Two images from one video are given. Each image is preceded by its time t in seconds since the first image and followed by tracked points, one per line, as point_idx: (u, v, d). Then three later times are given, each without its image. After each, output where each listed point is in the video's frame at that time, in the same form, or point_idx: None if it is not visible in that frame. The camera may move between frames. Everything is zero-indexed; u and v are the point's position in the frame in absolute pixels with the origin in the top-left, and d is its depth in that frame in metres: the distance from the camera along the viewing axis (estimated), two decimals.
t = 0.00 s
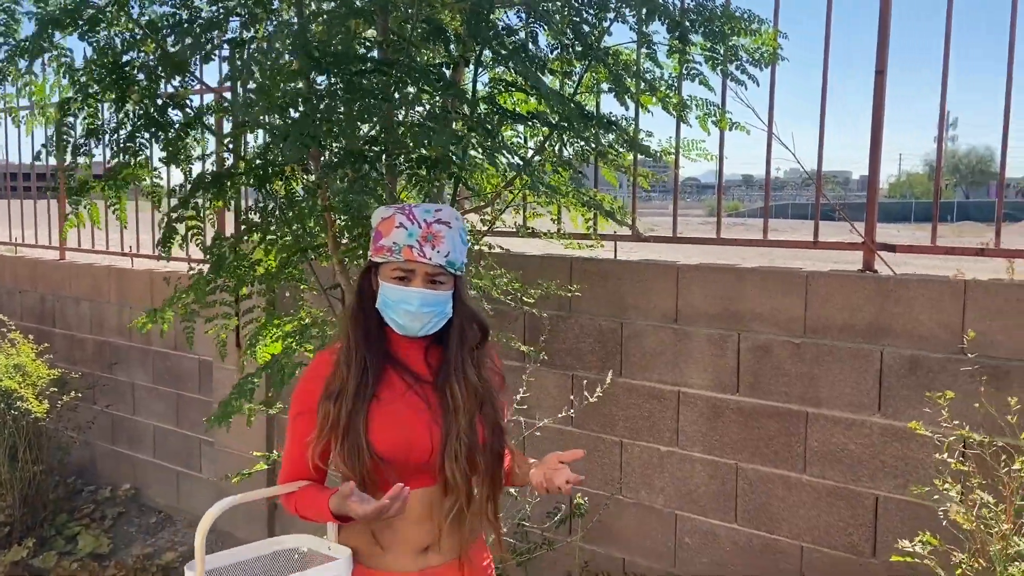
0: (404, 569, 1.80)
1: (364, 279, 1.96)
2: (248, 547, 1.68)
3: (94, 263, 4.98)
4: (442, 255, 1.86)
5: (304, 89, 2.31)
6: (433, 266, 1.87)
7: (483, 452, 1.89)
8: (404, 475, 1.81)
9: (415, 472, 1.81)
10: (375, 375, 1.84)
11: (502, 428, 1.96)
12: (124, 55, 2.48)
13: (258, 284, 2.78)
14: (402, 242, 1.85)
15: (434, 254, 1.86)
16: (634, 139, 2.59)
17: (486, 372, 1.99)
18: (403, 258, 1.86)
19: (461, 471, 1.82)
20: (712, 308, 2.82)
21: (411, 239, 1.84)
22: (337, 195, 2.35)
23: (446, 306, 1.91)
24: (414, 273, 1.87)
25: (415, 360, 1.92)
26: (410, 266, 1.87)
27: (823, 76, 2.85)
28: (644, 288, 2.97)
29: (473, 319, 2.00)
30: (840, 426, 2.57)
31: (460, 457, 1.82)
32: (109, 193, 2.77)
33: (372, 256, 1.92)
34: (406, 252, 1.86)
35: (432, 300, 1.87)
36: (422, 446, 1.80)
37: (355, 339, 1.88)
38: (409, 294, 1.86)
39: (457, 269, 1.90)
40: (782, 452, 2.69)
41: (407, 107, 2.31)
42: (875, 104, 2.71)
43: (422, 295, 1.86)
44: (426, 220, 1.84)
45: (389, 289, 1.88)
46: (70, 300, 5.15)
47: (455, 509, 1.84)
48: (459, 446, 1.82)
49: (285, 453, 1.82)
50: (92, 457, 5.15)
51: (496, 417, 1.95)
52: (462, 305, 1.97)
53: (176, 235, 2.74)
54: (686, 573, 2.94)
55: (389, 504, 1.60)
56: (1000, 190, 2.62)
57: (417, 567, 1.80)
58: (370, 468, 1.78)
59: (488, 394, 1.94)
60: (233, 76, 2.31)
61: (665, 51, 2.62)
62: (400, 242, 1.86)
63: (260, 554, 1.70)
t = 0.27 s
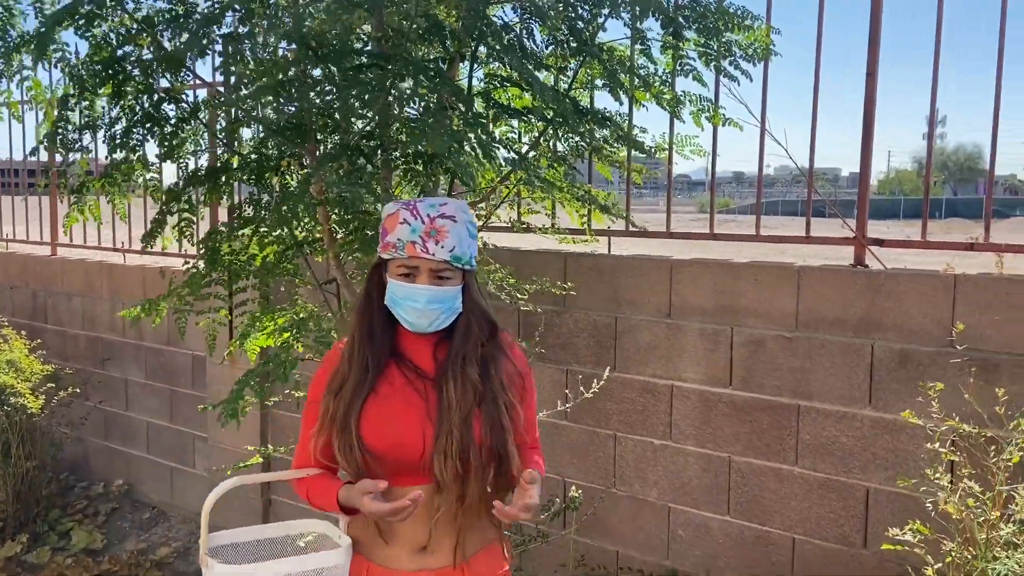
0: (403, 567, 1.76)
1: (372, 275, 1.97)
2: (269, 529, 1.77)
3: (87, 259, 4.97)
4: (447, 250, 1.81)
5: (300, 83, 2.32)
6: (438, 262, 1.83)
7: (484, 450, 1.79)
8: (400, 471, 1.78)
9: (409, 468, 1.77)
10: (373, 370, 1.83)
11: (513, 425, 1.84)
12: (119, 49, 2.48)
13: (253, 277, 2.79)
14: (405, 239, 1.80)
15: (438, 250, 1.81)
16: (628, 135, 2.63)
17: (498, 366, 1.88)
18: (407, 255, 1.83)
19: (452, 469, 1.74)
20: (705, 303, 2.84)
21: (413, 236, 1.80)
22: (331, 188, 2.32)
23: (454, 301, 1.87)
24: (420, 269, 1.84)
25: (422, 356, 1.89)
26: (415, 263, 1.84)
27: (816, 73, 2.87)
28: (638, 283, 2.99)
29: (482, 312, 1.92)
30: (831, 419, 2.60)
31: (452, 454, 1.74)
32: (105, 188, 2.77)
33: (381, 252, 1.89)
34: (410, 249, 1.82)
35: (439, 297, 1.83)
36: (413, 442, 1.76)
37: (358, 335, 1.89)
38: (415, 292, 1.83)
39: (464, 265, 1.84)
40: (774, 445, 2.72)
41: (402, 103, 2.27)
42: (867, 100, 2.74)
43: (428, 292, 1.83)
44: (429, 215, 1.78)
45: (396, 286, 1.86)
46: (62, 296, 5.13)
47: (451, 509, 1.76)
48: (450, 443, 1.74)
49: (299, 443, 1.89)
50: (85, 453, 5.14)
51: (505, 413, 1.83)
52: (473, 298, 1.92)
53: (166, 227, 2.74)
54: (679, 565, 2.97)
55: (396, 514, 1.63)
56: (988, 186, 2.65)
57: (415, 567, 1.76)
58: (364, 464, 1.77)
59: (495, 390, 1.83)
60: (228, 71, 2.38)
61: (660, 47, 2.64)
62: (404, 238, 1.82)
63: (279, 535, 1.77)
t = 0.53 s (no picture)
0: (415, 566, 1.71)
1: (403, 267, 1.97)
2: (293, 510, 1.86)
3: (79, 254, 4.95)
4: (472, 238, 1.79)
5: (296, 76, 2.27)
6: (462, 250, 1.82)
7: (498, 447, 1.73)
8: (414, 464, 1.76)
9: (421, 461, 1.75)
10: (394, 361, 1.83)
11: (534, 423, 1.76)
12: (116, 43, 2.48)
13: (249, 271, 2.79)
14: (430, 226, 1.80)
15: (463, 237, 1.79)
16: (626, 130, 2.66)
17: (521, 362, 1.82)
18: (432, 244, 1.82)
19: (458, 462, 1.70)
20: (700, 298, 2.86)
21: (438, 224, 1.80)
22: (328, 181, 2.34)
23: (479, 292, 1.84)
24: (444, 258, 1.83)
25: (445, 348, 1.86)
26: (439, 251, 1.83)
27: (811, 69, 2.88)
28: (634, 278, 3.00)
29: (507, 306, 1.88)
30: (825, 412, 2.62)
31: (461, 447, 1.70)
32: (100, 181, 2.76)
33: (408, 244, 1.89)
34: (434, 237, 1.81)
35: (463, 286, 1.81)
36: (424, 434, 1.75)
37: (384, 325, 1.89)
38: (440, 281, 1.82)
39: (489, 254, 1.82)
40: (768, 438, 2.74)
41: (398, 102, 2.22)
42: (861, 95, 2.76)
43: (452, 281, 1.81)
44: (454, 203, 1.78)
45: (422, 276, 1.85)
46: (55, 292, 5.11)
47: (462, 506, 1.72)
48: (458, 436, 1.71)
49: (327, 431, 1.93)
50: (78, 449, 5.13)
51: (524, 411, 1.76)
52: (500, 291, 1.89)
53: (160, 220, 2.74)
54: (674, 558, 2.99)
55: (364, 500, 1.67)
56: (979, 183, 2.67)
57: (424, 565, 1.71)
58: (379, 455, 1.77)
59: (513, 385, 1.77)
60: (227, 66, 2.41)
61: (656, 43, 2.65)
62: (429, 227, 1.81)
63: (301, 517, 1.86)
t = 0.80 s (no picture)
0: (423, 565, 1.70)
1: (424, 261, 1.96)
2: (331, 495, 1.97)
3: (70, 250, 4.92)
4: (493, 222, 1.76)
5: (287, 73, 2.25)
6: (485, 237, 1.77)
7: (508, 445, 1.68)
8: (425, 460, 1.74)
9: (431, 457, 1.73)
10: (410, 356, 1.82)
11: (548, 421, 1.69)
12: (110, 37, 2.47)
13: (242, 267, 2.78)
14: (450, 214, 1.77)
15: (485, 223, 1.76)
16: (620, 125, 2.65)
17: (538, 359, 1.75)
18: (454, 231, 1.78)
19: (465, 457, 1.66)
20: (694, 293, 2.87)
21: (459, 211, 1.76)
22: (321, 176, 2.35)
23: (504, 280, 1.79)
24: (467, 246, 1.79)
25: (461, 343, 1.83)
26: (462, 239, 1.79)
27: (803, 65, 2.89)
28: (628, 273, 3.01)
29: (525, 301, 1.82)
30: (817, 407, 2.64)
31: (467, 444, 1.65)
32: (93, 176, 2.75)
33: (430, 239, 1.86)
34: (456, 225, 1.78)
35: (487, 272, 1.76)
36: (432, 428, 1.72)
37: (402, 319, 1.89)
38: (463, 268, 1.77)
39: (513, 241, 1.78)
40: (761, 433, 2.75)
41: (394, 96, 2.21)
42: (854, 92, 2.77)
43: (476, 268, 1.76)
44: (475, 189, 1.75)
45: (445, 266, 1.81)
46: (46, 287, 5.09)
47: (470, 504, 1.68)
48: (466, 429, 1.66)
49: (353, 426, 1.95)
50: (70, 445, 5.11)
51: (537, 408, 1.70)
52: (523, 281, 1.84)
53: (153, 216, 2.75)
54: (667, 553, 3.00)
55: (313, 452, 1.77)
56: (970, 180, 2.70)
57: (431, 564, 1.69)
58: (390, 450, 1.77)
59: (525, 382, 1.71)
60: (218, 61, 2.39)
61: (650, 39, 2.66)
62: (449, 215, 1.78)
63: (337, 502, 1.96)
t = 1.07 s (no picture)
0: (425, 564, 1.72)
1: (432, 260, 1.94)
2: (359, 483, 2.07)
3: (61, 245, 4.90)
4: (505, 211, 1.77)
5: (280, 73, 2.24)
6: (499, 226, 1.78)
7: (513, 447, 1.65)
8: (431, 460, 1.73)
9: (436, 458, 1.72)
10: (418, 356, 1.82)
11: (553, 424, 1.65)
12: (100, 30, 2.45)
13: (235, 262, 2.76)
14: (462, 207, 1.77)
15: (497, 212, 1.77)
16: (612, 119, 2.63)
17: (545, 360, 1.71)
18: (467, 224, 1.78)
19: (471, 454, 1.64)
20: (686, 289, 2.87)
21: (470, 203, 1.77)
22: (314, 171, 2.37)
23: (521, 270, 1.78)
24: (482, 238, 1.78)
25: (472, 339, 1.81)
26: (475, 231, 1.78)
27: (795, 61, 2.89)
28: (620, 269, 3.02)
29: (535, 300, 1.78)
30: (808, 402, 2.65)
31: (469, 447, 1.63)
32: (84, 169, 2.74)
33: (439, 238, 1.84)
34: (469, 217, 1.78)
35: (506, 261, 1.75)
36: (439, 426, 1.71)
37: (414, 316, 1.88)
38: (481, 260, 1.75)
39: (525, 229, 1.80)
40: (752, 428, 2.76)
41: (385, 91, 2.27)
42: (845, 88, 2.78)
43: (494, 259, 1.75)
44: (482, 180, 1.77)
45: (460, 262, 1.79)
46: (36, 283, 5.06)
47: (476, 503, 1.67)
48: (473, 426, 1.64)
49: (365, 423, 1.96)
50: (61, 442, 5.10)
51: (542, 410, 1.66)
52: (537, 273, 1.84)
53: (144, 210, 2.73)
54: (659, 547, 3.02)
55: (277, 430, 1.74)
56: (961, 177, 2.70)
57: (436, 563, 1.70)
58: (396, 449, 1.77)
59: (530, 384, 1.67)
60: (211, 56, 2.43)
61: (642, 34, 2.66)
62: (460, 209, 1.78)
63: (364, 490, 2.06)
